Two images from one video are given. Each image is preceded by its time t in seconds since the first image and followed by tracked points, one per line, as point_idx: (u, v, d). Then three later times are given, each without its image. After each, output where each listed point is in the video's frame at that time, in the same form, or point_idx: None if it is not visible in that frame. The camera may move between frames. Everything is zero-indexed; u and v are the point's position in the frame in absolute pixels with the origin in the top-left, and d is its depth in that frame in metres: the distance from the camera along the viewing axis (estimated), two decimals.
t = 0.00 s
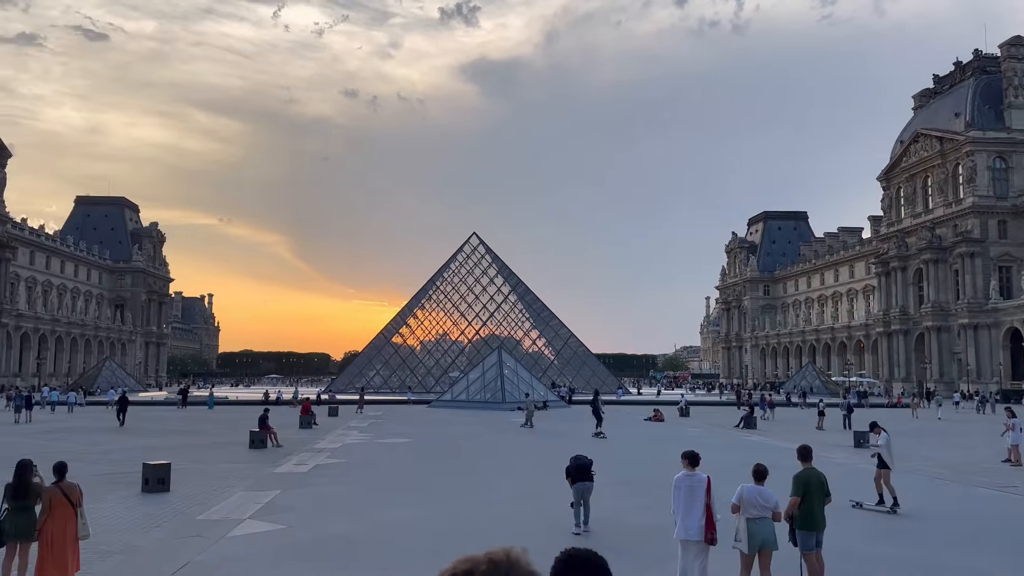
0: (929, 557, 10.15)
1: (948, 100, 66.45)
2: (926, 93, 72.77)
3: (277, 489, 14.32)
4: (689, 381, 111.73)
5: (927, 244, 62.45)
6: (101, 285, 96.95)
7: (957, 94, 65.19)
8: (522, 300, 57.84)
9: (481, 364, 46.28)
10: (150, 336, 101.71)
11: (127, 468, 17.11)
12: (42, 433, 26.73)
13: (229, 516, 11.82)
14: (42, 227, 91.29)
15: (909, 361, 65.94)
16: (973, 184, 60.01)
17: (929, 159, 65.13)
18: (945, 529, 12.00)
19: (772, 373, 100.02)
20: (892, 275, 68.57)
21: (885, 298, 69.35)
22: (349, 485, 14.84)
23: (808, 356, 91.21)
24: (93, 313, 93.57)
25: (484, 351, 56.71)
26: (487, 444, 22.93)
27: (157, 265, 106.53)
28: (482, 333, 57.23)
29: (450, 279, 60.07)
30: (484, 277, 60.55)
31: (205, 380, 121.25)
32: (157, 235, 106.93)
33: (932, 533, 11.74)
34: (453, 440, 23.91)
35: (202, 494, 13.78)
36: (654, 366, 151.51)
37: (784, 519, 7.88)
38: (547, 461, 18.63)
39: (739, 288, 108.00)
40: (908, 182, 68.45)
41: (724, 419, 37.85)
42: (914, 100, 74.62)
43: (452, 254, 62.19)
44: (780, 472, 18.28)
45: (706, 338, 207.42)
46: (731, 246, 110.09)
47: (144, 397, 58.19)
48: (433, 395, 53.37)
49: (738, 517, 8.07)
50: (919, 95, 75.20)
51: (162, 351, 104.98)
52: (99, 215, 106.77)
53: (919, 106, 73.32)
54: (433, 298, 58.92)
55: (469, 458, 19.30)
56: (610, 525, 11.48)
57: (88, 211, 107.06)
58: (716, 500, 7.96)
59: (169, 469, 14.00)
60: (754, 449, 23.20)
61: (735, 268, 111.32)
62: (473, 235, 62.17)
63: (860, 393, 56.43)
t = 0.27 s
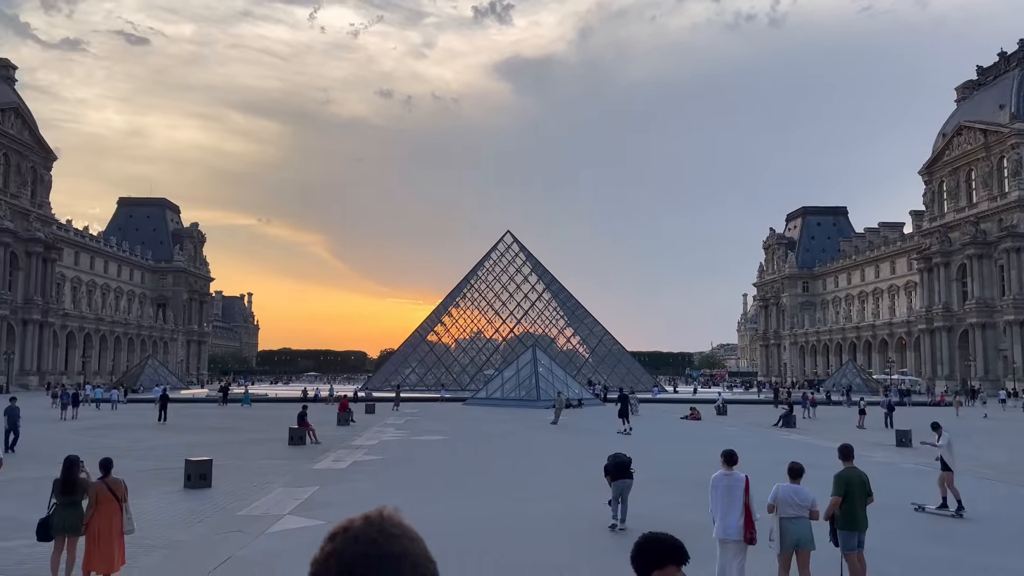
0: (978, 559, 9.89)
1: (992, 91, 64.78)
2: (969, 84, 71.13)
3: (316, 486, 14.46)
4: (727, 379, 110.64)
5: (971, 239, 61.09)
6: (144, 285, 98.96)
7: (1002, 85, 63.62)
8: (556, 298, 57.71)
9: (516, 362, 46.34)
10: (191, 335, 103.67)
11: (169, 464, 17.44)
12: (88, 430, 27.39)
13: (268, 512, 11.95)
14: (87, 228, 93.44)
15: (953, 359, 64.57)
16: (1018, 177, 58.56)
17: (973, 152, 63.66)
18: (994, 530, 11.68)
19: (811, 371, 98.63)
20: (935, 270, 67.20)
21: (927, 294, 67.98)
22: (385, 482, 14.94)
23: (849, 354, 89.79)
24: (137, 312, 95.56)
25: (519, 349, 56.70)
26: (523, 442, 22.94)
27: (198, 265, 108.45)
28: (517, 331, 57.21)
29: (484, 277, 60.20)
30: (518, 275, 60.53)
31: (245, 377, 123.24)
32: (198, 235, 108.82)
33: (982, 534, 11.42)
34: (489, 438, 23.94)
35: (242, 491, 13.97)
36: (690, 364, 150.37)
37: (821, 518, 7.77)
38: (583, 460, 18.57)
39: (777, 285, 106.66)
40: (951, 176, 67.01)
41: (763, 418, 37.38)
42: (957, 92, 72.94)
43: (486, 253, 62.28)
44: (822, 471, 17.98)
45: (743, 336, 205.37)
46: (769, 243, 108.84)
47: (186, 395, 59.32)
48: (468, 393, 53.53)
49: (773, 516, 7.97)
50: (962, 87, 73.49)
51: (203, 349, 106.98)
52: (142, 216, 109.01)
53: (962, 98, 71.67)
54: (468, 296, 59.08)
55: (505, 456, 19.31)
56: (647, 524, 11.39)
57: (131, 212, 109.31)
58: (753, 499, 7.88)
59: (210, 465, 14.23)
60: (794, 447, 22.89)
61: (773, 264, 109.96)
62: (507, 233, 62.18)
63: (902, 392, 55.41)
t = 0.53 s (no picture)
0: None
1: None
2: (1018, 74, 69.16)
3: (357, 482, 14.60)
4: (767, 377, 109.34)
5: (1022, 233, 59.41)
6: (188, 284, 100.93)
7: None
8: (594, 295, 57.49)
9: (553, 360, 46.35)
10: (235, 333, 105.55)
11: (214, 460, 17.77)
12: (136, 426, 28.05)
13: (311, 507, 12.12)
14: (133, 229, 95.60)
15: (1003, 356, 62.89)
16: None
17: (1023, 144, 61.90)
18: None
19: (855, 369, 96.92)
20: (983, 266, 65.53)
21: (975, 290, 66.30)
22: (425, 479, 15.02)
23: (894, 351, 88.04)
24: (181, 311, 97.49)
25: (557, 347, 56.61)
26: (561, 440, 22.89)
27: (240, 265, 110.30)
28: (554, 328, 57.12)
29: (521, 275, 60.23)
30: (556, 272, 60.44)
31: (286, 375, 125.11)
32: (240, 235, 110.63)
33: None
34: (528, 436, 23.99)
35: (286, 486, 14.20)
36: (730, 362, 148.86)
37: (864, 518, 7.62)
38: (622, 457, 18.47)
39: (819, 281, 105.00)
40: (1000, 169, 65.27)
41: (806, 417, 36.81)
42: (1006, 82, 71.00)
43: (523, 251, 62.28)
44: (868, 471, 17.63)
45: (786, 334, 202.52)
46: (812, 239, 107.26)
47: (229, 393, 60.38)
48: (506, 391, 53.65)
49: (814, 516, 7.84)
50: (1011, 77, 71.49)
51: (246, 347, 108.84)
52: (186, 217, 111.18)
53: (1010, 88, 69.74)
54: (505, 294, 59.17)
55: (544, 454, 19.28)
56: (689, 523, 11.29)
57: (175, 213, 111.52)
58: (794, 500, 7.76)
59: (255, 461, 14.45)
60: (838, 447, 22.49)
61: (816, 260, 108.29)
62: (544, 231, 62.10)
63: (950, 390, 54.11)
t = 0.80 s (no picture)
0: None
1: None
2: None
3: (399, 479, 14.71)
4: (812, 375, 107.60)
5: None
6: (234, 284, 102.73)
7: None
8: (634, 293, 57.08)
9: (593, 358, 46.16)
10: (279, 331, 107.24)
11: (260, 456, 18.07)
12: (185, 423, 28.68)
13: (355, 504, 12.25)
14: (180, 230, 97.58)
15: None
16: None
17: None
18: None
19: (903, 366, 94.91)
20: None
21: None
22: (466, 476, 15.08)
23: (943, 348, 86.02)
24: (227, 310, 99.30)
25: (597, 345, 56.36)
26: (603, 438, 22.79)
27: (284, 265, 111.91)
28: (593, 326, 56.88)
29: (560, 273, 60.09)
30: (595, 270, 60.16)
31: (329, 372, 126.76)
32: (283, 235, 112.21)
33: None
34: (569, 434, 23.93)
35: (329, 483, 14.37)
36: (775, 359, 146.93)
37: (913, 519, 7.44)
38: (664, 455, 18.31)
39: (866, 277, 103.04)
40: None
41: (852, 416, 36.13)
42: None
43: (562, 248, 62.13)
44: (918, 471, 17.21)
45: (832, 331, 199.11)
46: (857, 234, 105.29)
47: (274, 390, 61.39)
48: (546, 389, 53.61)
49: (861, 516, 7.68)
50: None
51: (290, 345, 110.52)
52: (230, 218, 113.15)
53: None
54: (544, 292, 59.11)
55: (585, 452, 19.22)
56: (734, 523, 11.14)
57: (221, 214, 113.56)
58: (840, 498, 7.63)
59: (300, 457, 14.66)
60: (885, 446, 22.01)
61: (862, 255, 106.31)
62: (582, 228, 61.85)
63: (1002, 388, 52.67)
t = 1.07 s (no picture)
0: None
1: None
2: None
3: (442, 477, 14.80)
4: (861, 373, 105.46)
5: None
6: (279, 284, 104.34)
7: None
8: (677, 290, 56.50)
9: (635, 356, 45.87)
10: (323, 330, 108.71)
11: (307, 453, 18.34)
12: (234, 420, 29.26)
13: (398, 500, 12.37)
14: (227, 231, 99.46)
15: None
16: None
17: None
18: None
19: (956, 364, 92.58)
20: None
21: None
22: (508, 474, 15.11)
23: (998, 345, 83.71)
24: (273, 309, 100.93)
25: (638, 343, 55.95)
26: (646, 437, 22.64)
27: (328, 264, 113.32)
28: (635, 324, 56.48)
29: (602, 270, 59.81)
30: (636, 267, 59.71)
31: (373, 370, 128.08)
32: (327, 235, 113.59)
33: None
34: (612, 432, 23.84)
35: (374, 479, 14.53)
36: (822, 358, 144.41)
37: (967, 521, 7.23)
38: (708, 455, 18.11)
39: (917, 272, 100.72)
40: None
41: (902, 414, 35.36)
42: None
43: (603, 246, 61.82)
44: (972, 471, 16.76)
45: (881, 328, 195.08)
46: (907, 229, 103.03)
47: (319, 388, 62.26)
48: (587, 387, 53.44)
49: (913, 518, 7.50)
50: None
51: (335, 344, 111.95)
52: (276, 218, 114.95)
53: None
54: (585, 290, 58.91)
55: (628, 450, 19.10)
56: (779, 523, 10.99)
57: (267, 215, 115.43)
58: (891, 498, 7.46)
59: (344, 454, 14.85)
60: (938, 446, 21.48)
61: (912, 251, 103.93)
62: (624, 225, 61.44)
63: None
